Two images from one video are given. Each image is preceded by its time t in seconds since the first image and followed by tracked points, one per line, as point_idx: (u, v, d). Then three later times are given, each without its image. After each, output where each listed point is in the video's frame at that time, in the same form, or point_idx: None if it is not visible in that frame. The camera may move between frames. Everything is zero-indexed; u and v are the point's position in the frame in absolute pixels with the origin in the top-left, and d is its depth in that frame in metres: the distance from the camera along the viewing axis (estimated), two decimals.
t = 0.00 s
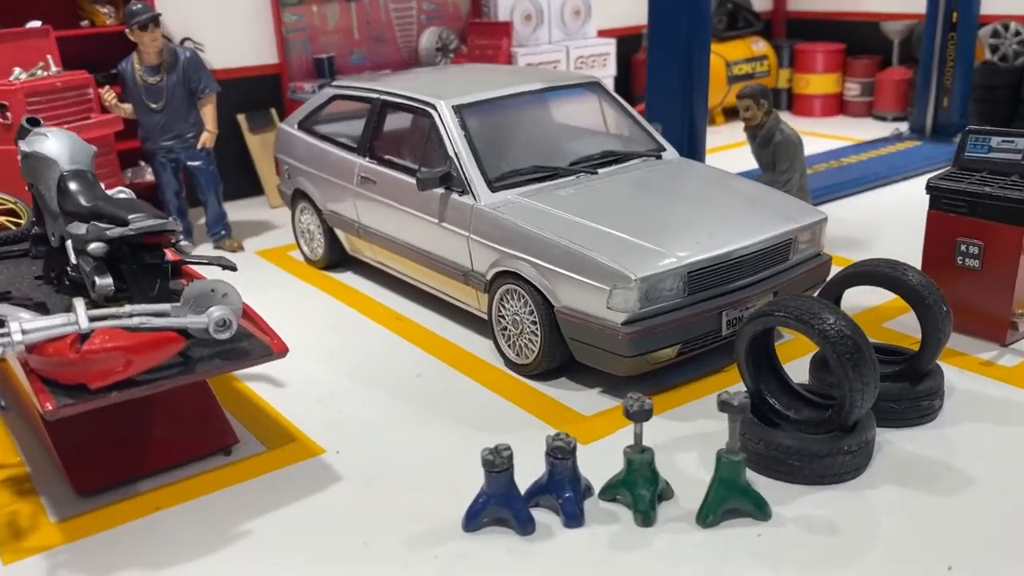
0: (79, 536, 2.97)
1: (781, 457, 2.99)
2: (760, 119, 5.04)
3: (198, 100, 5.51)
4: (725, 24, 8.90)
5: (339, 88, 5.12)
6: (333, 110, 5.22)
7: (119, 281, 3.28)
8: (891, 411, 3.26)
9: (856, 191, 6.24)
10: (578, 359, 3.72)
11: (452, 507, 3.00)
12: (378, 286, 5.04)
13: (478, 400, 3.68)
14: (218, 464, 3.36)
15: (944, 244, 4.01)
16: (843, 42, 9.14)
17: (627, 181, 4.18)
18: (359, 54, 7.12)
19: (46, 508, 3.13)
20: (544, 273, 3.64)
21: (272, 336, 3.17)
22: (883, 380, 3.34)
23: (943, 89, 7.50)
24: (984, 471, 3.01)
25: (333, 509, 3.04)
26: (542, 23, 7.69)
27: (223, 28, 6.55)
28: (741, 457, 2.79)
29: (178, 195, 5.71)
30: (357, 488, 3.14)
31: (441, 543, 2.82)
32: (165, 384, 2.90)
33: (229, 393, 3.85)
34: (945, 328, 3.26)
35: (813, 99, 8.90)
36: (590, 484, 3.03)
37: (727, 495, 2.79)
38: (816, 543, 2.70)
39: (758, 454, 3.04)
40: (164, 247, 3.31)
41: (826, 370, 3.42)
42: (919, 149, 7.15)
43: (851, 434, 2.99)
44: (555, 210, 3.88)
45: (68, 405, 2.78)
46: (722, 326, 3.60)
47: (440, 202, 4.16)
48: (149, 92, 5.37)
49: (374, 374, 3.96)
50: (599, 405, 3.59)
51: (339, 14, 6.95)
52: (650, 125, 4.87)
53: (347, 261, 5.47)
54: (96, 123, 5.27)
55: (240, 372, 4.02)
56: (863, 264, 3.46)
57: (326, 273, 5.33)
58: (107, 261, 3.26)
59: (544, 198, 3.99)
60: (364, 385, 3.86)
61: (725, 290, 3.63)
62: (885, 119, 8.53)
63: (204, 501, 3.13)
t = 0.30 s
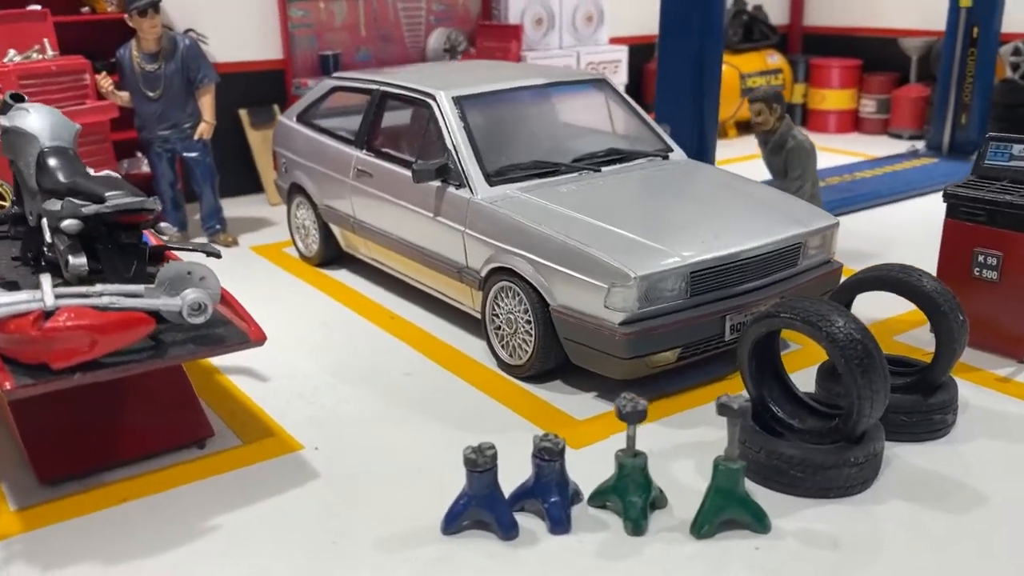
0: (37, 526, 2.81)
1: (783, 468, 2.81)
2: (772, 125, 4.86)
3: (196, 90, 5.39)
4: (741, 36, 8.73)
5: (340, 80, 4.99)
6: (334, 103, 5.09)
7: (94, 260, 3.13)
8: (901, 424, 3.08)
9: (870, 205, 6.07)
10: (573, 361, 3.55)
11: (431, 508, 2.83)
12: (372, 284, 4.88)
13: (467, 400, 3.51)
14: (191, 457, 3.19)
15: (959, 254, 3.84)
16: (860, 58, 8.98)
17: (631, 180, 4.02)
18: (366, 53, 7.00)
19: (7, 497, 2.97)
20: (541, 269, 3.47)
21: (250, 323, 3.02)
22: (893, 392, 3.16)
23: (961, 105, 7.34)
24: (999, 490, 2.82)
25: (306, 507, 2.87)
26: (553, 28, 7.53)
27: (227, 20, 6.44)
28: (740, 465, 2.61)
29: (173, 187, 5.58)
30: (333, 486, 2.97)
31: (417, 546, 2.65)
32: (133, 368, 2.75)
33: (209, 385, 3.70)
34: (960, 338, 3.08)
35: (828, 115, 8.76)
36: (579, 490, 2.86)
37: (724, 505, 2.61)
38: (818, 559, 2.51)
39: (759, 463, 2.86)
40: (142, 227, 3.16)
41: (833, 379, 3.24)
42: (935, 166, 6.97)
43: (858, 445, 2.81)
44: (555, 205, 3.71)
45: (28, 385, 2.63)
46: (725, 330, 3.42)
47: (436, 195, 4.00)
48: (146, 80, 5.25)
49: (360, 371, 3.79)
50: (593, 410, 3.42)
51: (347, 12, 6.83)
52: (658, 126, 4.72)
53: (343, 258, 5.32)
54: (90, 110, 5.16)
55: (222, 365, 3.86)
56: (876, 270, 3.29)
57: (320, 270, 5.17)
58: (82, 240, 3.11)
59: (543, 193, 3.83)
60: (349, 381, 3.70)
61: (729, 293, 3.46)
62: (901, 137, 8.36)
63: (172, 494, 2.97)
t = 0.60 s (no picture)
0: (6, 522, 2.71)
1: (783, 483, 2.69)
2: (780, 134, 4.78)
3: (198, 87, 5.32)
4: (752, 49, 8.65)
5: (342, 78, 4.91)
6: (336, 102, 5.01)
7: (78, 250, 3.04)
8: (908, 441, 2.96)
9: (881, 220, 5.95)
10: (569, 367, 3.44)
11: (414, 515, 2.72)
12: (369, 286, 4.79)
13: (458, 405, 3.40)
14: (171, 456, 3.10)
15: (970, 269, 3.72)
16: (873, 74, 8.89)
17: (634, 184, 3.92)
18: (372, 56, 6.94)
19: None
20: (538, 272, 3.37)
21: (235, 319, 2.93)
22: (900, 408, 3.04)
23: (975, 121, 7.22)
24: (1009, 512, 2.70)
25: (286, 509, 2.77)
26: (563, 35, 7.47)
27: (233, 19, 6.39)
28: (738, 478, 2.50)
29: (172, 183, 5.51)
30: (315, 489, 2.87)
31: (399, 553, 2.54)
32: (111, 360, 2.65)
33: (195, 383, 3.60)
34: (971, 353, 2.96)
35: (840, 131, 8.65)
36: (569, 500, 2.75)
37: (719, 520, 2.50)
38: None
39: (758, 477, 2.74)
40: (128, 217, 3.07)
41: (838, 393, 3.12)
42: (948, 183, 6.85)
43: (861, 461, 2.70)
44: (555, 207, 3.62)
45: None
46: (727, 340, 3.30)
47: (434, 194, 3.91)
48: (147, 74, 5.19)
49: (351, 373, 3.69)
50: (588, 418, 3.31)
51: (355, 14, 6.77)
52: (664, 132, 4.62)
53: (341, 260, 5.22)
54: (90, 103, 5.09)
55: (209, 363, 3.77)
56: (884, 280, 3.18)
57: (317, 271, 5.08)
58: (67, 228, 3.02)
59: (544, 195, 3.73)
60: (339, 383, 3.60)
61: (732, 301, 3.34)
62: (913, 154, 8.24)
63: (148, 493, 2.87)
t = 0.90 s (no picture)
0: None
1: (779, 509, 2.55)
2: (790, 149, 4.65)
3: (199, 86, 5.23)
4: (767, 65, 8.52)
5: (344, 81, 4.82)
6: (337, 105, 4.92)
7: (56, 244, 2.95)
8: (913, 469, 2.82)
9: (892, 241, 5.82)
10: (562, 382, 3.31)
11: (390, 532, 2.60)
12: (364, 294, 4.67)
13: (446, 418, 3.28)
14: (145, 461, 2.99)
15: (982, 291, 3.59)
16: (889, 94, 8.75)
17: (636, 195, 3.80)
18: (380, 62, 6.84)
19: None
20: (532, 281, 3.25)
21: (214, 321, 2.82)
22: (905, 434, 2.90)
23: (992, 144, 7.07)
24: (1017, 547, 2.56)
25: (258, 520, 2.65)
26: (574, 46, 7.36)
27: (239, 21, 6.32)
28: (731, 502, 2.37)
29: (170, 184, 5.43)
30: (290, 501, 2.75)
31: (371, 571, 2.42)
32: (81, 360, 2.54)
33: (177, 387, 3.50)
34: (981, 379, 2.82)
35: (854, 151, 8.51)
36: (554, 521, 2.62)
37: (710, 547, 2.37)
38: None
39: (754, 503, 2.61)
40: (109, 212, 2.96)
41: (840, 416, 2.99)
42: (963, 206, 6.71)
43: (862, 489, 2.56)
44: (552, 215, 3.50)
45: None
46: (726, 358, 3.17)
47: (430, 200, 3.80)
48: (148, 72, 5.11)
49: (337, 381, 3.57)
50: (580, 436, 3.18)
51: (363, 19, 6.68)
52: (671, 144, 4.50)
53: (338, 266, 5.12)
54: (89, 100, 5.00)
55: (193, 367, 3.66)
56: (892, 300, 3.04)
57: (312, 277, 4.97)
58: (45, 221, 2.92)
59: (542, 204, 3.62)
60: (324, 391, 3.48)
61: (733, 318, 3.21)
62: (928, 177, 8.10)
63: (117, 499, 2.76)
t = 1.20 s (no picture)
0: None
1: (768, 529, 2.47)
2: (795, 165, 4.57)
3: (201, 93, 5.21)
4: (778, 84, 8.44)
5: (345, 89, 4.77)
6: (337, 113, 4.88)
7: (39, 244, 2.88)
8: (910, 491, 2.72)
9: (900, 262, 5.73)
10: (553, 396, 3.23)
11: (366, 543, 2.52)
12: (360, 303, 4.61)
13: (433, 429, 3.21)
14: (123, 466, 2.93)
15: (987, 311, 3.49)
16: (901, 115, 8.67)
17: (635, 207, 3.73)
18: (387, 74, 6.82)
19: None
20: (523, 291, 3.17)
21: (195, 324, 2.76)
22: (902, 456, 2.81)
23: (1004, 166, 6.97)
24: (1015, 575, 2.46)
25: (232, 529, 2.58)
26: (583, 61, 7.30)
27: (247, 29, 6.31)
28: (718, 521, 2.28)
29: (170, 190, 5.41)
30: (266, 510, 2.68)
31: None
32: (57, 359, 2.48)
33: (162, 392, 3.44)
34: (981, 400, 2.74)
35: (865, 172, 8.43)
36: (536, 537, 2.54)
37: (695, 566, 2.28)
38: None
39: (743, 522, 2.52)
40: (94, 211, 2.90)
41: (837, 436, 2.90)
42: (973, 228, 6.61)
43: (855, 510, 2.47)
44: (548, 225, 3.43)
45: None
46: (721, 374, 3.07)
47: (425, 208, 3.75)
48: (150, 78, 5.09)
49: (326, 390, 3.51)
50: (569, 450, 3.10)
51: (371, 29, 6.66)
52: (673, 157, 4.43)
53: (335, 275, 5.07)
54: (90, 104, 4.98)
55: (180, 373, 3.60)
56: (892, 317, 2.96)
57: (309, 286, 4.92)
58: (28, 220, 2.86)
59: (537, 213, 3.55)
60: (312, 400, 3.41)
61: (730, 333, 3.12)
62: (940, 199, 8.01)
63: (91, 504, 2.70)
